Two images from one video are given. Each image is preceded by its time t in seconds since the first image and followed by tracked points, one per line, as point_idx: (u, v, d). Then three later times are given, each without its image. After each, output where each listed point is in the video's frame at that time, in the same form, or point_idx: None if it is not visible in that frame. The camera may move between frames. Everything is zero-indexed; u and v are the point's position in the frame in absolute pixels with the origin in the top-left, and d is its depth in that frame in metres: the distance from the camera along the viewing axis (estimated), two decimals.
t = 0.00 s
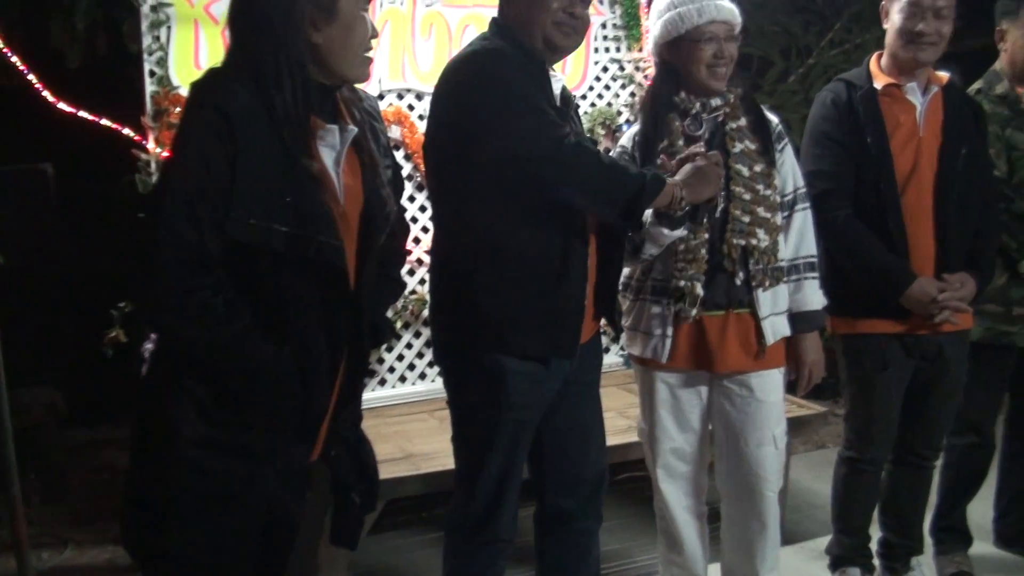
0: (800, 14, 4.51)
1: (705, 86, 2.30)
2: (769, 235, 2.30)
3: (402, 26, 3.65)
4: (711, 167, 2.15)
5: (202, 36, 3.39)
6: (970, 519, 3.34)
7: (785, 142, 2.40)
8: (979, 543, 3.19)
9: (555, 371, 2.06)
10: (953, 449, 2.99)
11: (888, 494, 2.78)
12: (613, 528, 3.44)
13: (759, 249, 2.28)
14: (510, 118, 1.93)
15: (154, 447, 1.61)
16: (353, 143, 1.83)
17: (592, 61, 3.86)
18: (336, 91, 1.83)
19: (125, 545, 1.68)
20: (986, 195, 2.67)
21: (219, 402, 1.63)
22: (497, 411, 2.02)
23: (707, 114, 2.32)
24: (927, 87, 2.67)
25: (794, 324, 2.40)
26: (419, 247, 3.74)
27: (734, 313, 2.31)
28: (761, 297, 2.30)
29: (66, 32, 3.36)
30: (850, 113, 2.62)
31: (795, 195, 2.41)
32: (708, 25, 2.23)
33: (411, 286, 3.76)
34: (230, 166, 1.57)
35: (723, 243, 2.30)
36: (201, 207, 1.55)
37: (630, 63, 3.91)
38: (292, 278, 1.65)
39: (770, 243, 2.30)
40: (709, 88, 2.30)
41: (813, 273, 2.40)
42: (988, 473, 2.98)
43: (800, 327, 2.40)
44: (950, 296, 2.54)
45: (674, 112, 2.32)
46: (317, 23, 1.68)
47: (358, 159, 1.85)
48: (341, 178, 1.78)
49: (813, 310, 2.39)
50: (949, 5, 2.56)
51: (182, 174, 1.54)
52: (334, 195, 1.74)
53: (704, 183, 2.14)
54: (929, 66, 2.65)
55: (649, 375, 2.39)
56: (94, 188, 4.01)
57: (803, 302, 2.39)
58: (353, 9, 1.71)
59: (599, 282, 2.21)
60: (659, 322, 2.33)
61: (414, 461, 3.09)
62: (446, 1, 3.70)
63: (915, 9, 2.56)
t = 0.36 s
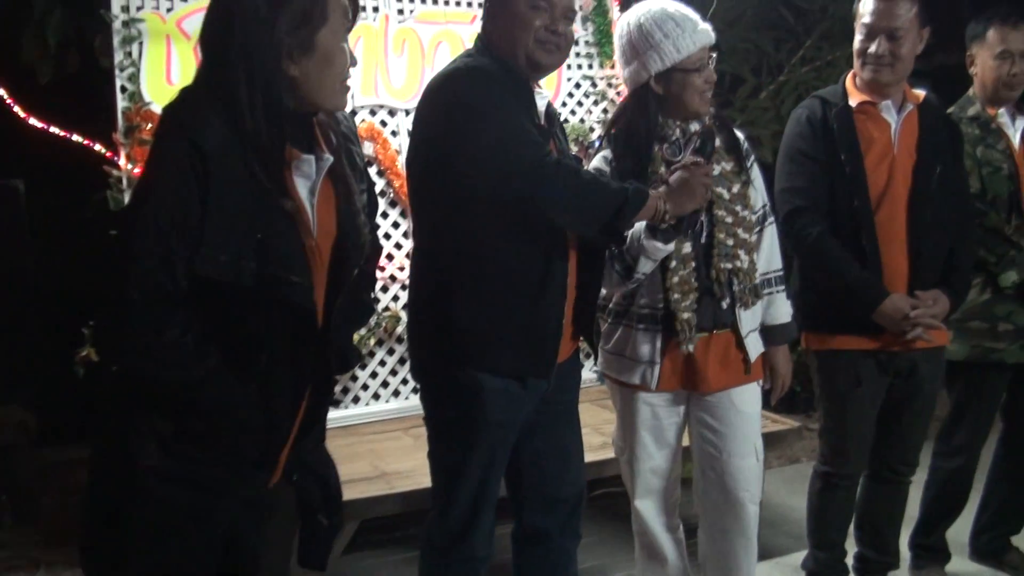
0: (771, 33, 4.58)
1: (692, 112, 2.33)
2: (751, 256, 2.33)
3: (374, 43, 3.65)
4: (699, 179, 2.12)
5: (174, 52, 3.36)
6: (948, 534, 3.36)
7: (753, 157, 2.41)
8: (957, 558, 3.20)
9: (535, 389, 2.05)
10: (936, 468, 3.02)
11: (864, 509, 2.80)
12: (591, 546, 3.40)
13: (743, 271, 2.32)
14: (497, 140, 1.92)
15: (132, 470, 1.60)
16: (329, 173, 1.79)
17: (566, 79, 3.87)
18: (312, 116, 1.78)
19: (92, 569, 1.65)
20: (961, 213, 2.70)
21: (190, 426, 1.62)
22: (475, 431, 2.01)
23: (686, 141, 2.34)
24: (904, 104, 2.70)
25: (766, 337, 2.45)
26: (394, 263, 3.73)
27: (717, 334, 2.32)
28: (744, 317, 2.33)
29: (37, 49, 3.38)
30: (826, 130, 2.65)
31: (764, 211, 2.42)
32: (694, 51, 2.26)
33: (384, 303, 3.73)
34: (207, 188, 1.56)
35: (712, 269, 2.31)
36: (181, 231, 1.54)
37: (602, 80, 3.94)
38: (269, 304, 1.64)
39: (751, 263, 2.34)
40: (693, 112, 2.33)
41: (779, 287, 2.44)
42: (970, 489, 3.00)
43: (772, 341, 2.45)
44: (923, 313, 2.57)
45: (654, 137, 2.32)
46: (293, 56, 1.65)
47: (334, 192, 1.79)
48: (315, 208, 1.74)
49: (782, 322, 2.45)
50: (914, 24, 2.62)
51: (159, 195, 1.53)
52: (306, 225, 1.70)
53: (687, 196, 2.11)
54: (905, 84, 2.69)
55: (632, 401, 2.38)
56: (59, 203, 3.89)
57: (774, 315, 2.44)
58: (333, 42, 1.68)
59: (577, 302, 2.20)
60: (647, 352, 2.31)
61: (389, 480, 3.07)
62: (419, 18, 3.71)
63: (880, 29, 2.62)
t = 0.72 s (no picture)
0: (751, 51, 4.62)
1: (679, 119, 2.32)
2: (744, 270, 2.33)
3: (356, 61, 3.65)
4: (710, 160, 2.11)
5: (154, 70, 3.35)
6: (935, 547, 3.35)
7: (755, 172, 2.43)
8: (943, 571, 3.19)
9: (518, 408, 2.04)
10: (921, 480, 3.01)
11: (849, 524, 2.79)
12: (577, 564, 3.37)
13: (735, 284, 2.31)
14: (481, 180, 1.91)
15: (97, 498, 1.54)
16: (308, 208, 1.81)
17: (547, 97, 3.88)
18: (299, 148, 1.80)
19: None
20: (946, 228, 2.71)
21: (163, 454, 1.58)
22: (459, 451, 1.99)
23: (680, 146, 2.30)
24: (887, 120, 2.71)
25: (770, 356, 2.43)
26: (375, 281, 3.72)
27: (709, 349, 2.31)
28: (737, 332, 2.32)
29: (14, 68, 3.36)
30: (807, 147, 2.67)
31: (765, 225, 2.43)
32: (674, 55, 2.26)
33: (366, 321, 3.72)
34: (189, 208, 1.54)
35: (701, 279, 2.30)
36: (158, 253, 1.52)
37: (583, 98, 3.96)
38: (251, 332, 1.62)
39: (745, 277, 2.33)
40: (681, 120, 2.32)
41: (784, 304, 2.41)
42: (957, 502, 2.99)
43: (776, 359, 2.42)
44: (905, 328, 2.56)
45: (647, 144, 2.31)
46: (282, 91, 1.65)
47: (314, 228, 1.82)
48: (292, 241, 1.77)
49: (787, 341, 2.42)
50: (891, 41, 2.64)
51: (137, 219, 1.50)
52: (284, 260, 1.73)
53: (699, 180, 2.13)
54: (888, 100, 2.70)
55: (624, 412, 2.36)
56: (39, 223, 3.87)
57: (778, 333, 2.41)
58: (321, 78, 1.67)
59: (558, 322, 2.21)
60: (635, 357, 2.31)
61: (371, 500, 3.04)
62: (400, 35, 3.73)
63: (857, 45, 2.65)
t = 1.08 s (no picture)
0: (735, 63, 4.64)
1: (682, 127, 2.32)
2: (751, 279, 2.31)
3: (340, 75, 3.65)
4: (721, 155, 2.16)
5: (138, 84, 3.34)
6: (922, 557, 3.34)
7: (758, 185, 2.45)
8: None
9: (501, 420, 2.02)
10: (905, 490, 3.01)
11: (837, 536, 2.77)
12: None
13: (743, 292, 2.29)
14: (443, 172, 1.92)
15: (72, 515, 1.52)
16: (269, 202, 1.81)
17: (532, 109, 3.89)
18: (253, 146, 1.82)
19: None
20: (932, 237, 2.71)
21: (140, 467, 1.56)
22: (439, 464, 1.96)
23: (687, 154, 2.32)
24: (874, 132, 2.72)
25: (767, 361, 2.37)
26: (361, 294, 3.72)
27: (717, 358, 2.30)
28: (742, 340, 2.30)
29: None
30: (793, 156, 2.67)
31: (770, 237, 2.44)
32: (679, 63, 2.25)
33: (353, 335, 3.72)
34: (158, 219, 1.53)
35: (709, 286, 2.28)
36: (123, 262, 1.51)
37: (568, 110, 3.96)
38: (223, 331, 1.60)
39: (752, 286, 2.32)
40: (682, 127, 2.32)
41: (785, 313, 2.40)
42: (942, 512, 2.99)
43: (774, 363, 2.36)
44: (891, 339, 2.55)
45: (654, 151, 2.31)
46: (231, 82, 1.66)
47: (275, 219, 1.82)
48: (257, 238, 1.77)
49: (787, 347, 2.38)
50: (878, 53, 2.65)
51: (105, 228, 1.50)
52: (249, 257, 1.72)
53: (711, 176, 2.16)
54: (876, 111, 2.71)
55: (631, 425, 2.29)
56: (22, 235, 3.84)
57: (777, 338, 2.38)
58: (270, 68, 1.70)
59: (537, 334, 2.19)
60: (646, 364, 2.26)
61: (358, 515, 3.01)
62: (385, 49, 3.73)
63: (843, 56, 2.66)
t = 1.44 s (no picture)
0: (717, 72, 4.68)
1: (671, 135, 2.33)
2: (737, 291, 2.33)
3: (323, 87, 3.64)
4: (678, 165, 2.06)
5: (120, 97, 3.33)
6: (908, 561, 3.35)
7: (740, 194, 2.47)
8: None
9: (482, 430, 2.02)
10: (888, 495, 3.03)
11: (823, 543, 2.78)
12: None
13: (731, 304, 2.31)
14: (404, 178, 1.92)
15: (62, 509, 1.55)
16: (226, 196, 1.82)
17: (515, 120, 3.91)
18: (204, 143, 1.84)
19: None
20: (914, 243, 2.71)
21: (127, 468, 1.58)
22: (420, 475, 1.95)
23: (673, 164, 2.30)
24: (857, 140, 2.74)
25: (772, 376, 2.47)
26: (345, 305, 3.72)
27: (707, 367, 2.31)
28: (731, 351, 2.32)
29: None
30: (776, 165, 2.68)
31: (753, 250, 2.45)
32: (668, 70, 2.27)
33: (337, 347, 3.70)
34: (129, 224, 1.56)
35: (700, 298, 2.28)
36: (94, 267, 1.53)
37: (551, 121, 3.98)
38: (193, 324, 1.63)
39: (739, 298, 2.33)
40: (672, 135, 2.32)
41: (779, 326, 2.46)
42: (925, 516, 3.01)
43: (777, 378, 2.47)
44: (873, 345, 2.57)
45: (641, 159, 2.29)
46: (173, 77, 1.65)
47: (233, 212, 1.83)
48: (220, 232, 1.76)
49: (782, 363, 2.47)
50: (860, 62, 2.67)
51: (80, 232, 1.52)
52: (212, 247, 1.72)
53: (682, 185, 2.09)
54: (858, 119, 2.73)
55: (627, 438, 2.26)
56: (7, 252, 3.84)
57: (773, 356, 2.46)
58: (208, 59, 1.69)
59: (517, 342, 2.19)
60: (641, 377, 2.23)
61: (344, 528, 3.00)
62: (367, 61, 3.74)
63: (825, 65, 2.68)
